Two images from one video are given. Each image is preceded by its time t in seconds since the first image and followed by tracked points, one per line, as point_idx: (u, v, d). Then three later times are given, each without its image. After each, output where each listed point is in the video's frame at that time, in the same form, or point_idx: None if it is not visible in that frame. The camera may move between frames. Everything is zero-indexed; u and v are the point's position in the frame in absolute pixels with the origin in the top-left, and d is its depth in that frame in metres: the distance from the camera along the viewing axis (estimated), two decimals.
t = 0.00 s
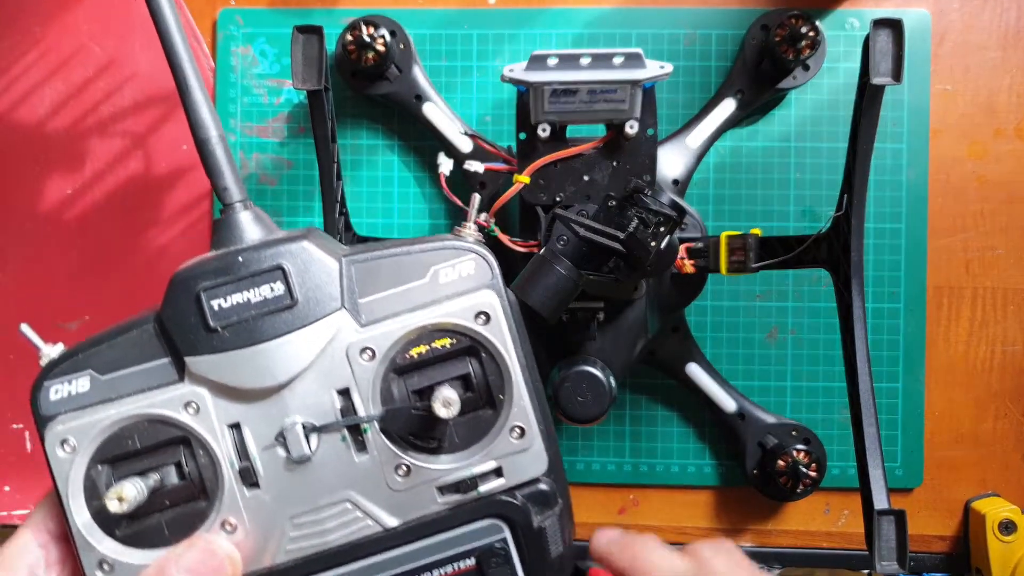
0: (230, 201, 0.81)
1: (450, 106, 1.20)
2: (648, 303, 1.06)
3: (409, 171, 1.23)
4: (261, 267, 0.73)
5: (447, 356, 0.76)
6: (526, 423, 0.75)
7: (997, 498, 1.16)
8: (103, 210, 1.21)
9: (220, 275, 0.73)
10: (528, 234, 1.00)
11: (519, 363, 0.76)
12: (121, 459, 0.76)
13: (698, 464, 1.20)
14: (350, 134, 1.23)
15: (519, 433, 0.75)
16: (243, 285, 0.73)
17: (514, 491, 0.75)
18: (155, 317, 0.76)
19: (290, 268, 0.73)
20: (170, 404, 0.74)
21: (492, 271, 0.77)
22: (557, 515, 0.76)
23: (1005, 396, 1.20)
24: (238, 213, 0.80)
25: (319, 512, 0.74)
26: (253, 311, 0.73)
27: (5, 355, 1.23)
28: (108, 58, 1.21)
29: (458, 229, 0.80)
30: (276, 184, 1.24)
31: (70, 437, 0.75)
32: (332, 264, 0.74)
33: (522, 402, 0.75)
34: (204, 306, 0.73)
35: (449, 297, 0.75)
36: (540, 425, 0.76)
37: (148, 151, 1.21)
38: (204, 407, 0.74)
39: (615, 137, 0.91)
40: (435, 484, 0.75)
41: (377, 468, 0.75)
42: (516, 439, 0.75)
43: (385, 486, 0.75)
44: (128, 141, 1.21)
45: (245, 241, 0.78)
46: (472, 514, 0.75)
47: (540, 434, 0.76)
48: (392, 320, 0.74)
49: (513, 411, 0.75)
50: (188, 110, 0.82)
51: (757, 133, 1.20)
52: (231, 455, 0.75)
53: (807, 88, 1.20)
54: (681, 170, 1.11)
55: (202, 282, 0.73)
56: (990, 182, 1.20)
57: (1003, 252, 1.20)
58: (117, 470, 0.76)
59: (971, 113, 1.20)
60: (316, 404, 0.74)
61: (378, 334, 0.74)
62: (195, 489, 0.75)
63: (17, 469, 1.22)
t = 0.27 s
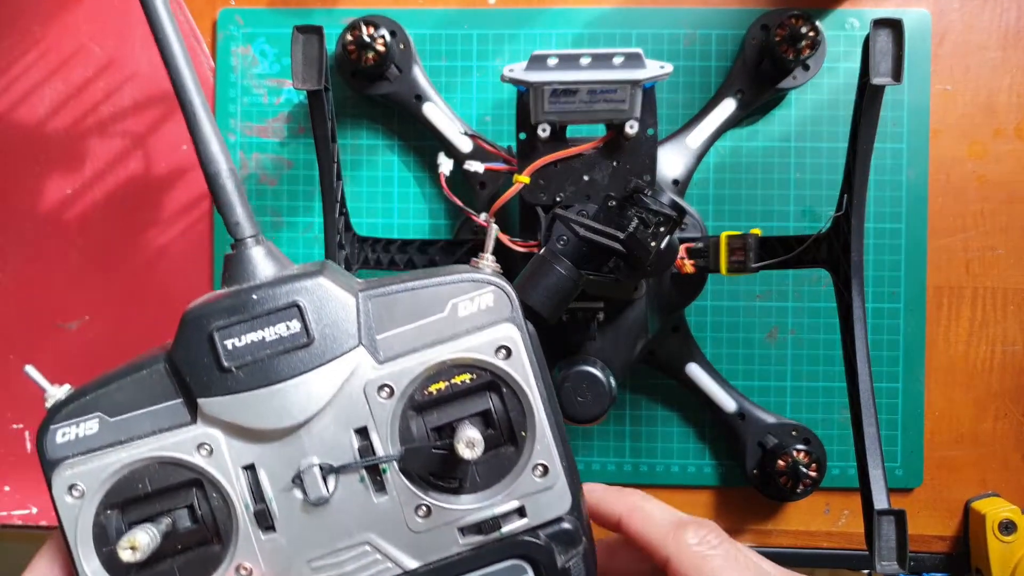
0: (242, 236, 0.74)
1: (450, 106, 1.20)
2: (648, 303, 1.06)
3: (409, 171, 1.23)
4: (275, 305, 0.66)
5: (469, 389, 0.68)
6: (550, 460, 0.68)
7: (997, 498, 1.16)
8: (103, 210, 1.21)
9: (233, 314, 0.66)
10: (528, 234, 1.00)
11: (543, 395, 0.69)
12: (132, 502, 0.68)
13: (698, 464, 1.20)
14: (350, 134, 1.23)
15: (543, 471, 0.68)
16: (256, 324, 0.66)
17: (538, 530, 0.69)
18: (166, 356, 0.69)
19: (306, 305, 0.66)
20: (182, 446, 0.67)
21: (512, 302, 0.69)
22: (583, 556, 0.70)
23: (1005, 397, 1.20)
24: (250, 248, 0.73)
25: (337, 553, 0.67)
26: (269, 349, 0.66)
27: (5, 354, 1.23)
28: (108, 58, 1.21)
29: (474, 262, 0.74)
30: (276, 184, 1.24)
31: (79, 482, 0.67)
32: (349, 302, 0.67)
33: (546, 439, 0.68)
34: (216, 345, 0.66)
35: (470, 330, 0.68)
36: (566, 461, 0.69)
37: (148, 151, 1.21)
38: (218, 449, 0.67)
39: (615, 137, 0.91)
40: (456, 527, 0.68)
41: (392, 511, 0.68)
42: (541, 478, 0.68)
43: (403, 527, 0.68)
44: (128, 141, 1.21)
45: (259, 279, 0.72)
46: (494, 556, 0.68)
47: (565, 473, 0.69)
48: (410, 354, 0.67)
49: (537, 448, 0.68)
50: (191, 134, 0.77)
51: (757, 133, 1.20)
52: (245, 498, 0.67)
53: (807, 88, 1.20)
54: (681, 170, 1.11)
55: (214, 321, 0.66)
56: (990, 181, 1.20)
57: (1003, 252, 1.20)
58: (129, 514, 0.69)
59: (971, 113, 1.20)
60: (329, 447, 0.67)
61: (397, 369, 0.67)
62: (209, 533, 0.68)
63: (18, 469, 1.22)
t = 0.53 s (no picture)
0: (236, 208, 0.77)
1: (450, 106, 1.20)
2: (648, 303, 1.06)
3: (409, 170, 1.23)
4: (259, 282, 0.65)
5: (444, 381, 0.68)
6: (518, 461, 0.67)
7: (997, 498, 1.16)
8: (103, 209, 1.21)
9: (217, 286, 0.65)
10: (528, 234, 1.00)
11: (518, 396, 0.68)
12: (100, 459, 0.68)
13: (698, 464, 1.20)
14: (350, 134, 1.23)
15: (509, 471, 0.67)
16: (239, 298, 0.65)
17: (497, 528, 0.68)
18: (149, 320, 0.68)
19: (290, 284, 0.65)
20: (154, 408, 0.66)
21: (500, 299, 0.68)
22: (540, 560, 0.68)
23: (1005, 396, 1.20)
24: (244, 221, 0.74)
25: (293, 531, 0.66)
26: (248, 325, 0.64)
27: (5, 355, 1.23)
28: (108, 58, 1.21)
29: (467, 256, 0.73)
30: (276, 184, 1.24)
31: (49, 434, 0.66)
32: (334, 283, 0.66)
33: (515, 439, 0.67)
34: (196, 316, 0.64)
35: (454, 323, 0.67)
36: (533, 463, 0.68)
37: (148, 151, 1.21)
38: (190, 417, 0.66)
39: (615, 137, 0.91)
40: (415, 517, 0.67)
41: (354, 497, 0.67)
42: (506, 477, 0.67)
43: (363, 514, 0.67)
44: (128, 141, 1.21)
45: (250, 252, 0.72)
46: (452, 549, 0.67)
47: (531, 475, 0.68)
48: (389, 341, 0.66)
49: (505, 447, 0.67)
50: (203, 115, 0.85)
51: (757, 133, 1.20)
52: (210, 466, 0.66)
53: (807, 88, 1.20)
54: (681, 170, 1.11)
55: (197, 290, 0.65)
56: (990, 181, 1.20)
57: (1003, 252, 1.20)
58: (96, 470, 0.68)
59: (971, 113, 1.20)
60: (302, 428, 0.66)
61: (373, 353, 0.66)
62: (172, 496, 0.67)
63: (18, 469, 1.22)
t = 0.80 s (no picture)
0: (183, 175, 0.74)
1: (450, 106, 1.21)
2: (648, 303, 1.07)
3: (409, 171, 1.23)
4: (194, 248, 0.66)
5: (375, 357, 0.68)
6: (447, 441, 0.67)
7: (995, 497, 1.17)
8: (104, 209, 1.21)
9: (153, 250, 0.66)
10: (528, 235, 1.00)
11: (449, 375, 0.67)
12: (41, 415, 0.69)
13: (697, 463, 1.20)
14: (351, 134, 1.23)
15: (437, 450, 0.67)
16: (174, 263, 0.66)
17: (423, 507, 0.67)
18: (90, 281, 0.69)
19: (223, 252, 0.66)
20: (91, 368, 0.67)
21: (438, 278, 0.68)
22: (465, 542, 0.67)
23: (1003, 396, 1.21)
24: (189, 189, 0.73)
25: (222, 496, 0.67)
26: (181, 290, 0.65)
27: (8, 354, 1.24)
28: (110, 59, 1.21)
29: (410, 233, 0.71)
30: (277, 185, 1.24)
31: None
32: (267, 252, 0.67)
33: (444, 417, 0.67)
34: (132, 278, 0.66)
35: (388, 300, 0.67)
36: (463, 444, 0.67)
37: (149, 152, 1.22)
38: (126, 377, 0.67)
39: (616, 138, 0.91)
40: (342, 490, 0.67)
41: (282, 469, 0.67)
42: (433, 455, 0.67)
43: (291, 487, 0.67)
44: (130, 141, 1.22)
45: (193, 219, 0.71)
46: (375, 525, 0.66)
47: (459, 454, 0.67)
48: (320, 313, 0.67)
49: (434, 425, 0.67)
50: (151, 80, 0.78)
51: (756, 134, 1.20)
52: (144, 428, 0.67)
53: (807, 89, 1.20)
54: (681, 170, 1.11)
55: (134, 254, 0.66)
56: (989, 182, 1.20)
57: (1001, 252, 1.20)
58: (37, 426, 0.69)
59: (970, 114, 1.20)
60: (232, 396, 0.66)
61: (305, 325, 0.66)
62: (108, 456, 0.68)
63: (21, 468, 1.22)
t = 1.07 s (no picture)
0: (167, 158, 0.74)
1: (451, 107, 1.21)
2: (647, 303, 1.07)
3: (409, 171, 1.24)
4: (175, 231, 0.66)
5: (356, 342, 0.68)
6: (427, 425, 0.67)
7: (994, 497, 1.17)
8: (105, 209, 1.22)
9: (135, 232, 0.66)
10: (528, 235, 1.00)
11: (430, 360, 0.68)
12: (25, 396, 0.69)
13: (697, 463, 1.21)
14: (351, 135, 1.24)
15: (417, 434, 0.67)
16: (156, 246, 0.66)
17: (405, 491, 0.68)
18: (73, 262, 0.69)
19: (204, 235, 0.66)
20: (74, 349, 0.68)
21: (420, 265, 0.68)
22: (446, 524, 0.69)
23: (1002, 396, 1.21)
24: (172, 171, 0.73)
25: (204, 477, 0.68)
26: (163, 272, 0.66)
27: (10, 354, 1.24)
28: (111, 60, 1.22)
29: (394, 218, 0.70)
30: (278, 185, 1.24)
31: None
32: (249, 236, 0.67)
33: (425, 402, 0.67)
34: (114, 260, 0.66)
35: (369, 284, 0.67)
36: (443, 429, 0.68)
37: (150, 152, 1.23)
38: (109, 358, 0.68)
39: (615, 138, 0.92)
40: (323, 473, 0.68)
41: (265, 451, 0.68)
42: (414, 440, 0.67)
43: (273, 469, 0.68)
44: (131, 142, 1.23)
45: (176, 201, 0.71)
46: (355, 508, 0.67)
47: (439, 439, 0.68)
48: (302, 298, 0.67)
49: (415, 410, 0.67)
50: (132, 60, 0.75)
51: (756, 134, 1.21)
52: (127, 409, 0.68)
53: (805, 90, 1.21)
54: (680, 171, 1.12)
55: (116, 236, 0.67)
56: (987, 182, 1.21)
57: (1000, 252, 1.21)
58: (20, 406, 0.69)
59: (969, 114, 1.21)
60: (214, 378, 0.67)
61: (285, 309, 0.67)
62: (91, 436, 0.69)
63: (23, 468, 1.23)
